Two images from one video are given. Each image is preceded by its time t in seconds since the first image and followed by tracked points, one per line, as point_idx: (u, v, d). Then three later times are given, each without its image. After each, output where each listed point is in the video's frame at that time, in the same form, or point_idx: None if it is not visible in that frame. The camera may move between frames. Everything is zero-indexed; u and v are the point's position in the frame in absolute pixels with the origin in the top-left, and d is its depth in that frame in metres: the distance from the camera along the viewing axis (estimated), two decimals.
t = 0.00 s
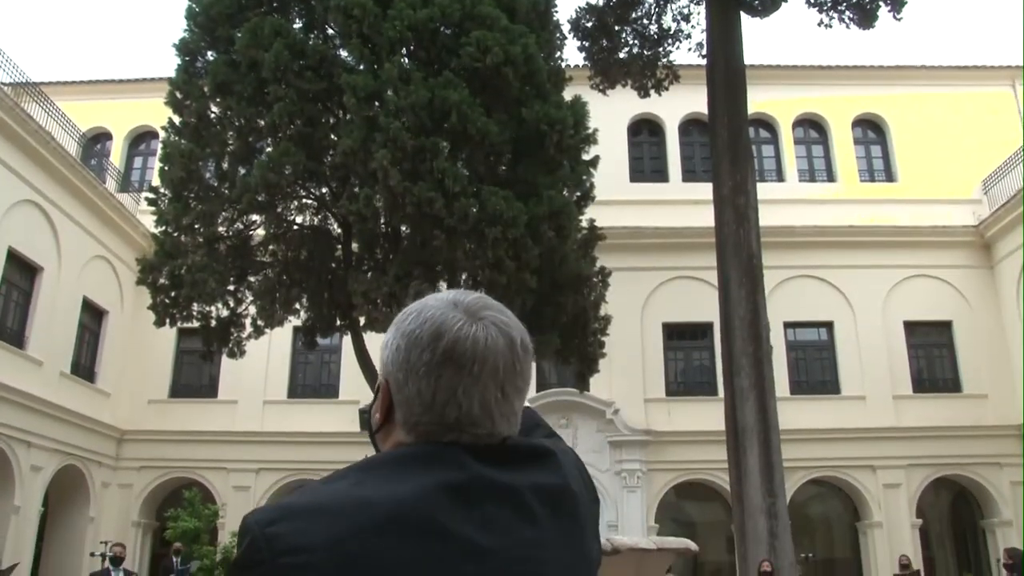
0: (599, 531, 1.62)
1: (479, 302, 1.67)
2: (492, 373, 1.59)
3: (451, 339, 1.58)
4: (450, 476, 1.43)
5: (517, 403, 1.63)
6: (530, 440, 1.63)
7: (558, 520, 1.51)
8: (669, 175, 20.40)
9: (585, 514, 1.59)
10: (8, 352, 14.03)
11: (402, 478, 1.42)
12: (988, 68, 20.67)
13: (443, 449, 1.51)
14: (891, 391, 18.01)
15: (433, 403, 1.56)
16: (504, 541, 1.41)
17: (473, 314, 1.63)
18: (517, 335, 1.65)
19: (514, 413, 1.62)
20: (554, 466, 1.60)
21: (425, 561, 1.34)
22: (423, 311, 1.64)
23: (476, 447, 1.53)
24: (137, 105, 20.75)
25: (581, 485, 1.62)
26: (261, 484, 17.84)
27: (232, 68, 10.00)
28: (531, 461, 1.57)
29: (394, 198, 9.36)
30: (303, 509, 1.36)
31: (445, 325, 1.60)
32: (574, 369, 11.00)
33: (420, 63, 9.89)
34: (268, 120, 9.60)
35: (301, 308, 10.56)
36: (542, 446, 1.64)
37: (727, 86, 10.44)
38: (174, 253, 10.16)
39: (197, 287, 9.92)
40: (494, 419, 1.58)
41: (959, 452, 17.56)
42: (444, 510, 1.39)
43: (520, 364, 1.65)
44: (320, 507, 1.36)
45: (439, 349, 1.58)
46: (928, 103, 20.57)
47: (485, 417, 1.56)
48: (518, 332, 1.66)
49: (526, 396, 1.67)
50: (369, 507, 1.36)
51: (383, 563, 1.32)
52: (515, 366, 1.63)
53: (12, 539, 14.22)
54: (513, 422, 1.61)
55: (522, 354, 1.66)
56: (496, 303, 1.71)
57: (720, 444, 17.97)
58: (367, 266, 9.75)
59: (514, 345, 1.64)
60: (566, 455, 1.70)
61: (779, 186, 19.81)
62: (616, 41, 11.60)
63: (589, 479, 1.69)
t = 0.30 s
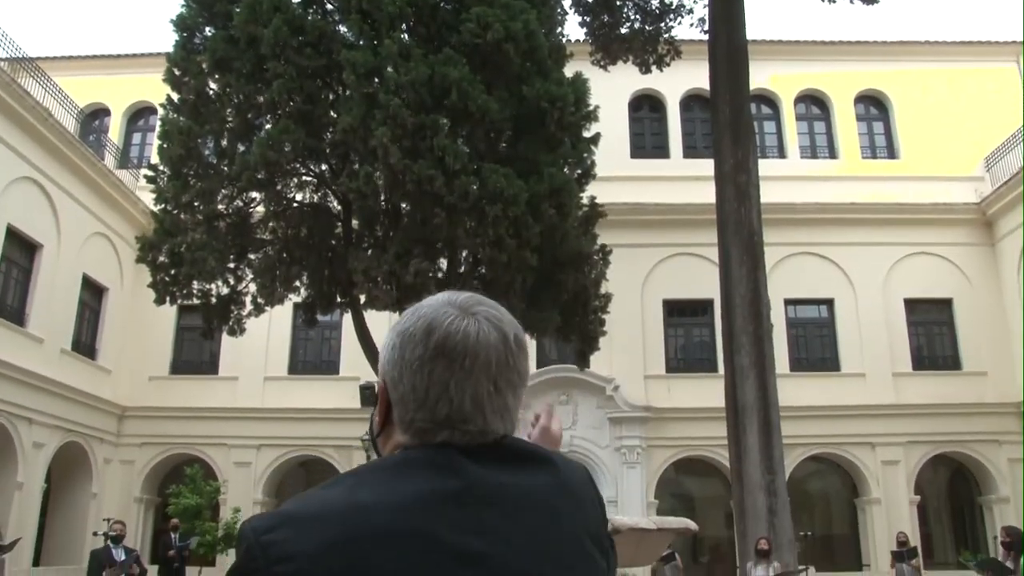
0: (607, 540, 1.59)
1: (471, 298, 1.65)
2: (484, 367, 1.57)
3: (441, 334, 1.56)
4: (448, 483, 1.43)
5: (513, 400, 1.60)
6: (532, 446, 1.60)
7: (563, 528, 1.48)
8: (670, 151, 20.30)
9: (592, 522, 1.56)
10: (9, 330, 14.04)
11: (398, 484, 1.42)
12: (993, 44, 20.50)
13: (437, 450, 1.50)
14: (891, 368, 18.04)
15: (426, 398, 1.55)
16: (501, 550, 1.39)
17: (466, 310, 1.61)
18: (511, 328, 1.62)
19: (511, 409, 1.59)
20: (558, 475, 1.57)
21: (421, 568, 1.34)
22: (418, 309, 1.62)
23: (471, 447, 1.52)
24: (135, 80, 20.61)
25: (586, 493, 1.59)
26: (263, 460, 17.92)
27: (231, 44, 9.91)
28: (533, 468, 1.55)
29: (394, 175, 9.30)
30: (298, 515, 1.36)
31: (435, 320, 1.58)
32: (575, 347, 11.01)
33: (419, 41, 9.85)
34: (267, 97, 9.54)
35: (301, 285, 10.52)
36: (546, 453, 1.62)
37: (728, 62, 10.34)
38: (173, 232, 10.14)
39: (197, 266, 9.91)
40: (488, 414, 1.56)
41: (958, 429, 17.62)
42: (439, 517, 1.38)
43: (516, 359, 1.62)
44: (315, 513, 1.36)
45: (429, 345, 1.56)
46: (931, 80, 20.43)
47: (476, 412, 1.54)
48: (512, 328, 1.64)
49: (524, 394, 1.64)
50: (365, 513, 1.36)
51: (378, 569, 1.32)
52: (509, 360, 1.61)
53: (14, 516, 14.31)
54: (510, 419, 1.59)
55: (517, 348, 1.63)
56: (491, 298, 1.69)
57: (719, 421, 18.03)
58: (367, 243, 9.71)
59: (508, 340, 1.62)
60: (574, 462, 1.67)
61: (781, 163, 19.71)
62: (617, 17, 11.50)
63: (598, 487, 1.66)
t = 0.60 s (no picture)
0: (624, 562, 1.56)
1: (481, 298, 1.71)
2: (491, 364, 1.61)
3: (449, 331, 1.62)
4: (453, 493, 1.44)
5: (521, 398, 1.64)
6: (543, 461, 1.61)
7: (571, 544, 1.48)
8: (671, 129, 20.20)
9: (606, 541, 1.54)
10: (9, 309, 14.06)
11: (405, 490, 1.44)
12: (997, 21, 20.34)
13: (445, 453, 1.54)
14: (891, 347, 18.06)
15: (435, 394, 1.60)
16: (507, 562, 1.40)
17: (474, 310, 1.67)
18: (518, 327, 1.67)
19: (518, 408, 1.63)
20: (569, 494, 1.57)
21: None
22: (428, 311, 1.68)
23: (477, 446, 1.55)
24: (133, 58, 20.46)
25: (597, 506, 1.59)
26: (263, 438, 17.97)
27: (229, 22, 9.82)
28: (545, 483, 1.55)
29: (395, 155, 9.25)
30: (307, 517, 1.39)
31: (444, 319, 1.64)
32: (575, 327, 11.01)
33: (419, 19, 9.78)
34: (267, 76, 9.48)
35: (300, 264, 10.48)
36: (559, 471, 1.62)
37: (731, 40, 10.24)
38: (172, 212, 10.09)
39: (196, 245, 9.89)
40: (495, 411, 1.59)
41: (957, 408, 17.68)
42: (443, 524, 1.40)
43: (524, 358, 1.66)
44: (323, 516, 1.39)
45: (436, 342, 1.61)
46: (934, 58, 20.29)
47: (482, 407, 1.59)
48: (519, 326, 1.68)
49: (534, 394, 1.68)
50: (372, 518, 1.38)
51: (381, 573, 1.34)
52: (517, 359, 1.64)
53: (17, 494, 14.39)
54: (517, 418, 1.62)
55: (526, 349, 1.67)
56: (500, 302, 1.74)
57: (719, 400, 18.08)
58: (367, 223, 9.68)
59: (515, 338, 1.66)
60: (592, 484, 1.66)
61: (782, 141, 19.62)
62: None
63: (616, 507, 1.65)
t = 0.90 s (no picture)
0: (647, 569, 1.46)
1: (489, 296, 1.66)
2: (495, 363, 1.56)
3: (452, 330, 1.58)
4: (457, 497, 1.38)
5: (530, 400, 1.57)
6: (560, 464, 1.52)
7: (583, 552, 1.39)
8: (671, 105, 20.08)
9: (624, 550, 1.44)
10: (9, 286, 14.06)
11: (408, 496, 1.39)
12: None
13: (449, 457, 1.48)
14: (890, 324, 18.08)
15: (440, 397, 1.55)
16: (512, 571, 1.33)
17: (480, 308, 1.62)
18: (526, 325, 1.61)
19: (526, 408, 1.56)
20: (587, 498, 1.47)
21: None
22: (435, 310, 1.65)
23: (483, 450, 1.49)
24: (129, 32, 20.28)
25: (616, 507, 1.49)
26: (264, 414, 18.06)
27: None
28: (557, 487, 1.46)
29: (394, 132, 9.18)
30: (310, 526, 1.36)
31: (449, 318, 1.60)
32: (575, 304, 11.00)
33: None
34: (265, 52, 9.41)
35: (300, 241, 10.43)
36: (579, 473, 1.52)
37: (732, 15, 10.13)
38: (171, 188, 10.05)
39: (195, 222, 9.89)
40: (500, 413, 1.53)
41: (955, 385, 17.74)
42: (445, 527, 1.34)
43: (533, 356, 1.60)
44: (325, 523, 1.35)
45: (439, 342, 1.57)
46: (937, 33, 20.12)
47: (487, 408, 1.52)
48: (528, 323, 1.62)
49: (545, 395, 1.61)
50: (371, 526, 1.34)
51: None
52: (524, 358, 1.58)
53: (19, 469, 14.46)
54: (527, 421, 1.55)
55: (535, 347, 1.60)
56: (511, 298, 1.69)
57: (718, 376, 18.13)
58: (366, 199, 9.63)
59: (522, 336, 1.60)
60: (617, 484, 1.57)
61: (783, 117, 19.51)
62: None
63: (644, 510, 1.53)
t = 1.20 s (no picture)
0: None
1: (495, 288, 1.55)
2: (495, 366, 1.46)
3: (450, 329, 1.48)
4: (459, 512, 1.30)
5: (534, 406, 1.45)
6: (578, 468, 1.40)
7: (593, 570, 1.30)
8: (672, 83, 19.96)
9: (641, 563, 1.33)
10: (8, 265, 14.06)
11: (410, 506, 1.31)
12: None
13: (449, 466, 1.39)
14: (890, 303, 18.08)
15: (441, 402, 1.47)
16: None
17: (482, 304, 1.51)
18: (529, 322, 1.49)
19: (530, 414, 1.44)
20: (603, 507, 1.36)
21: None
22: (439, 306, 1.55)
23: (483, 462, 1.38)
24: (126, 9, 20.11)
25: (634, 513, 1.37)
26: (264, 392, 18.10)
27: None
28: (571, 496, 1.36)
29: (394, 111, 9.12)
30: (311, 535, 1.30)
31: (448, 315, 1.50)
32: (574, 284, 10.99)
33: None
34: (264, 31, 9.36)
35: (299, 221, 10.39)
36: (597, 476, 1.41)
37: None
38: (170, 167, 10.01)
39: (195, 203, 9.88)
40: (501, 421, 1.42)
41: (953, 364, 17.79)
42: (445, 544, 1.26)
43: (538, 357, 1.48)
44: (324, 536, 1.29)
45: (436, 344, 1.48)
46: (940, 11, 19.97)
47: (486, 417, 1.42)
48: (534, 320, 1.50)
49: (554, 400, 1.49)
50: (368, 541, 1.27)
51: None
52: (528, 360, 1.47)
53: (20, 448, 14.52)
54: (532, 430, 1.43)
55: (541, 347, 1.48)
56: (522, 289, 1.57)
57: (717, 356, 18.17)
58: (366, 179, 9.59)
59: (526, 335, 1.48)
60: (642, 482, 1.44)
61: (784, 95, 19.40)
62: None
63: (670, 514, 1.41)
